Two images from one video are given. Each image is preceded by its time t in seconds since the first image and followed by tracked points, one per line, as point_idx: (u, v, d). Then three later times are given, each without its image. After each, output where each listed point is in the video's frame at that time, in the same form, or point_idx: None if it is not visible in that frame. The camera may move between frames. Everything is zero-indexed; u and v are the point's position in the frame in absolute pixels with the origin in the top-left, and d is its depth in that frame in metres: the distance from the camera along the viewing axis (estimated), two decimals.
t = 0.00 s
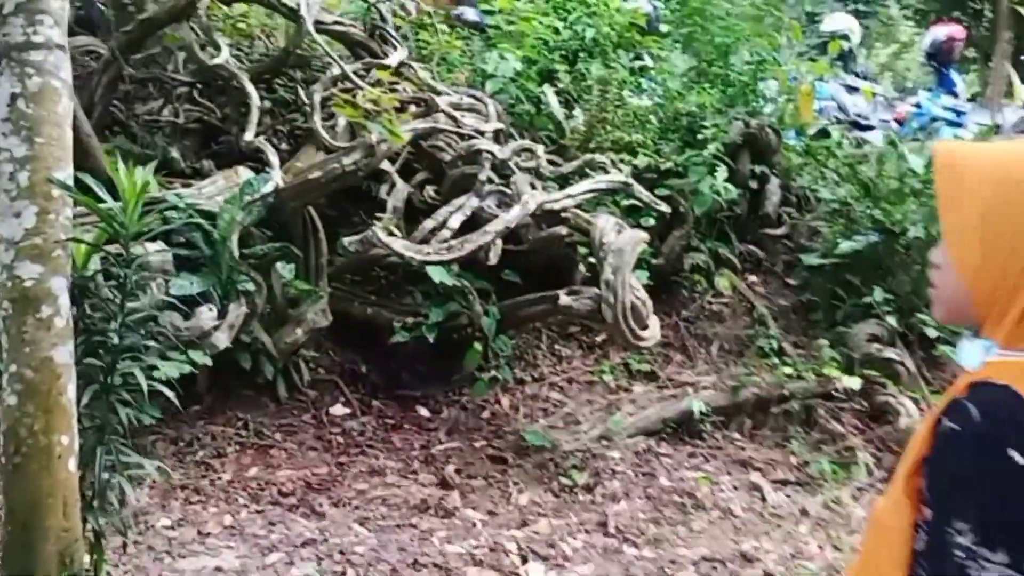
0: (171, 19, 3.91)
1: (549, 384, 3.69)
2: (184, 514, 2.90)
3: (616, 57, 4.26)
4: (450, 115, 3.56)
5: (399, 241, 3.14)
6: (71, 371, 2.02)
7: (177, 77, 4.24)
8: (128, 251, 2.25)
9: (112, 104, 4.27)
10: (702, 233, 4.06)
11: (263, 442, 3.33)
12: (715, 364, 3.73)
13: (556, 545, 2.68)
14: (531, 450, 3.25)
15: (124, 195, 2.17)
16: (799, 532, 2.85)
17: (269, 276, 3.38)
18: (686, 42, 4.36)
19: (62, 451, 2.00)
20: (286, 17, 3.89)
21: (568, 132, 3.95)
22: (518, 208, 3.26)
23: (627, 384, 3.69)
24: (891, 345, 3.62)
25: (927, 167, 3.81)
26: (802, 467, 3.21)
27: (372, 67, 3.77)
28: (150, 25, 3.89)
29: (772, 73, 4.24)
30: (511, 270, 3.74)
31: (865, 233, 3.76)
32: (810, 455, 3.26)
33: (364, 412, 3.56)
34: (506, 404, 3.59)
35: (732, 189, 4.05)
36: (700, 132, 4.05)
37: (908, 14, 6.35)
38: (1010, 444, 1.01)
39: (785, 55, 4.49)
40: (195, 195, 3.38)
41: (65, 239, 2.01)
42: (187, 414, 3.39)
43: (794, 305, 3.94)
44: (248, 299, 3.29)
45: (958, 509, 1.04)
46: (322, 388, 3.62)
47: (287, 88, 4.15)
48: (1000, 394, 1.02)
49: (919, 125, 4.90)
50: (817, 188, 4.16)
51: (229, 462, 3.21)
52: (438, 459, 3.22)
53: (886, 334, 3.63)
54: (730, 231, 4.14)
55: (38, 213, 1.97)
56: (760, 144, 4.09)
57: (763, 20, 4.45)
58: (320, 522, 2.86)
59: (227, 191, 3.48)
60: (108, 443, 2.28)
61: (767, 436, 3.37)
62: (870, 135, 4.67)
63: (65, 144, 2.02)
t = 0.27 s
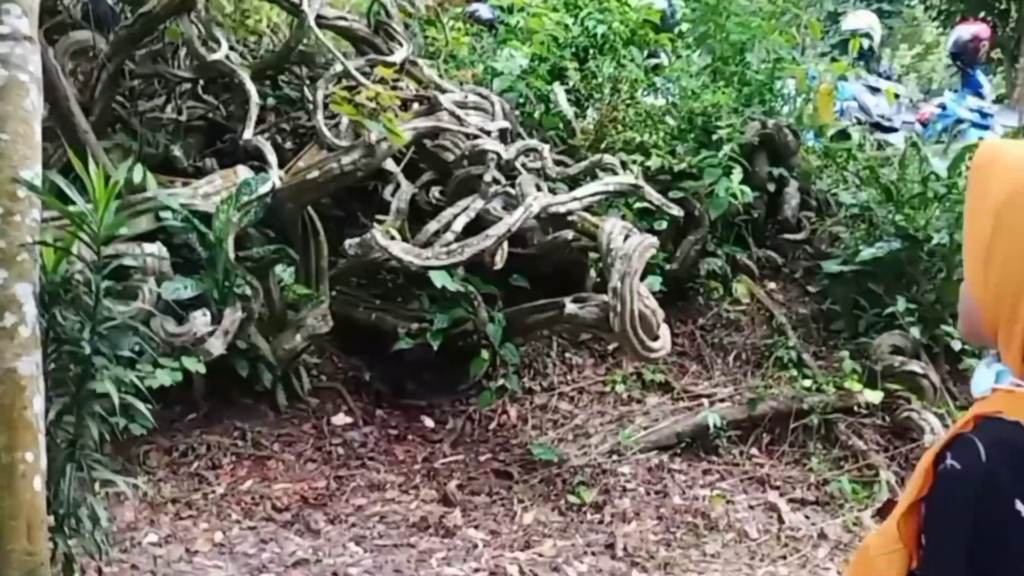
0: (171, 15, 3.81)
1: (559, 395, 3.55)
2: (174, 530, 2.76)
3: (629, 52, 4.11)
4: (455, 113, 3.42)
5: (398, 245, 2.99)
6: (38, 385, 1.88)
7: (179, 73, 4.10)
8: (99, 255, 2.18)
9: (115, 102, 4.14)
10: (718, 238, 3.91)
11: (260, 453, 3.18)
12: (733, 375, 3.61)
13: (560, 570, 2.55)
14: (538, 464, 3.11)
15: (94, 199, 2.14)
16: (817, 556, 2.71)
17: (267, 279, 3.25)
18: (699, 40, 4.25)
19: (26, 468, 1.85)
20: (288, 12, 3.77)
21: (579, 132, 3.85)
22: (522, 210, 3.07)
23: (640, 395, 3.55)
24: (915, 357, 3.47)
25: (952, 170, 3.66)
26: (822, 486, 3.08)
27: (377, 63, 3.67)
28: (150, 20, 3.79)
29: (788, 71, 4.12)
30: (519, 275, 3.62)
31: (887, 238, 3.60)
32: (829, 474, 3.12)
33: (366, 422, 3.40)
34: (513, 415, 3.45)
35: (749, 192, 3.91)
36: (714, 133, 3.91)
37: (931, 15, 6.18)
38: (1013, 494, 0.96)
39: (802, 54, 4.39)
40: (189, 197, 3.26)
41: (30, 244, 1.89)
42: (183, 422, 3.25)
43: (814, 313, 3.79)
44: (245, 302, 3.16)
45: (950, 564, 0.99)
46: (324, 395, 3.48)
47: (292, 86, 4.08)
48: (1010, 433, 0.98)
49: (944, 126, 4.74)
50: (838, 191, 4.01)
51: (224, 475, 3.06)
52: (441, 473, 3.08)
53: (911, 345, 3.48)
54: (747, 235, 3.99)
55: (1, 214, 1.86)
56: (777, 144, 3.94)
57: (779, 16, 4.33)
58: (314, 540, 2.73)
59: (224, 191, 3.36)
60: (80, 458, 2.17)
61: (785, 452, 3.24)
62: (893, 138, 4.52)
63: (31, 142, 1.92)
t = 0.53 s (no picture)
0: (173, 14, 3.70)
1: (571, 409, 3.41)
2: (164, 551, 2.63)
3: (648, 53, 4.04)
4: (462, 115, 3.27)
5: (399, 254, 2.82)
6: (9, 403, 1.76)
7: (183, 73, 3.98)
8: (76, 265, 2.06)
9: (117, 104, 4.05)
10: (739, 246, 3.77)
11: (258, 469, 3.05)
12: (753, 390, 3.46)
13: None
14: (547, 484, 2.97)
15: (70, 205, 2.02)
16: None
17: (267, 288, 3.13)
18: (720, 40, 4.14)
19: None
20: (294, 10, 3.65)
21: (590, 135, 3.71)
22: (530, 218, 2.89)
23: (656, 412, 3.40)
24: (945, 372, 3.31)
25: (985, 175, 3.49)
26: (847, 508, 2.93)
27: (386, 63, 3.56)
28: (153, 20, 3.69)
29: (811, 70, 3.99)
30: (531, 284, 3.49)
31: (915, 247, 3.44)
32: (853, 496, 2.97)
33: (370, 437, 3.27)
34: (524, 430, 3.31)
35: (772, 199, 3.75)
36: (734, 137, 3.76)
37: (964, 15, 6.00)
38: (992, 565, 0.81)
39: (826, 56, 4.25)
40: (185, 202, 3.13)
41: None
42: (181, 436, 3.13)
43: (840, 324, 3.64)
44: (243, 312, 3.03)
45: None
46: (327, 409, 3.36)
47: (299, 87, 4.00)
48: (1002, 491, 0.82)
49: (976, 129, 4.57)
50: (865, 197, 3.85)
51: (220, 492, 2.94)
52: (445, 492, 2.95)
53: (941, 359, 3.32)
54: (770, 243, 3.83)
55: None
56: (801, 148, 3.76)
57: (803, 14, 4.26)
58: (309, 563, 2.60)
59: (224, 196, 3.24)
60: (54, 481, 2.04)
61: (807, 472, 3.09)
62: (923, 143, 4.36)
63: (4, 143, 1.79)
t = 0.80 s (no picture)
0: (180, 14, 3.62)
1: (584, 425, 3.30)
2: (154, 573, 2.53)
3: (671, 53, 3.94)
4: (471, 120, 3.15)
5: (403, 264, 2.69)
6: None
7: (190, 74, 3.89)
8: (47, 283, 2.00)
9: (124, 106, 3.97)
10: (762, 255, 3.64)
11: (258, 485, 2.95)
12: (773, 406, 3.34)
13: None
14: (556, 504, 2.85)
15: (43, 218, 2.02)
16: None
17: (268, 298, 3.02)
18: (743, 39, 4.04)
19: None
20: (302, 10, 3.56)
21: (606, 139, 3.57)
22: (540, 225, 2.75)
23: (673, 428, 3.29)
24: (974, 389, 3.17)
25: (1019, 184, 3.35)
26: (869, 533, 2.80)
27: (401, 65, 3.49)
28: (159, 20, 3.61)
29: (836, 73, 3.86)
30: (544, 294, 3.37)
31: (945, 258, 3.30)
32: (877, 521, 2.84)
33: (375, 452, 3.16)
34: (534, 446, 3.20)
35: (795, 206, 3.61)
36: (756, 142, 3.62)
37: (999, 17, 5.83)
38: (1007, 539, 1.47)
39: (855, 58, 4.11)
40: (186, 208, 3.03)
41: None
42: (179, 450, 3.04)
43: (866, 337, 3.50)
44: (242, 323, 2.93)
45: None
46: (332, 422, 3.26)
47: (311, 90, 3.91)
48: None
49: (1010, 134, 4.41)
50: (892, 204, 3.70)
51: (216, 509, 2.84)
52: (450, 512, 2.84)
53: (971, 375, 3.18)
54: (794, 252, 3.70)
55: None
56: (827, 155, 3.62)
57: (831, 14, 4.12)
58: None
59: (226, 202, 3.14)
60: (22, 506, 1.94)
61: (829, 493, 2.97)
62: (954, 150, 4.21)
63: None
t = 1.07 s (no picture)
0: (185, 15, 3.54)
1: (596, 441, 3.18)
2: None
3: (690, 55, 3.82)
4: (480, 124, 3.03)
5: (404, 273, 2.57)
6: None
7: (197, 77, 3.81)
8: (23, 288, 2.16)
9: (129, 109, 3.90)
10: (783, 265, 3.51)
11: (255, 502, 2.85)
12: (794, 422, 3.21)
13: None
14: (564, 525, 2.73)
15: (15, 226, 2.11)
16: None
17: (268, 307, 2.93)
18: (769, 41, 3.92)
19: None
20: (309, 10, 3.46)
21: (620, 143, 3.46)
22: (547, 234, 2.63)
23: (689, 443, 3.17)
24: (1004, 407, 3.03)
25: None
26: (892, 558, 2.67)
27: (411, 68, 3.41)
28: (164, 21, 3.52)
29: (861, 76, 3.73)
30: (557, 304, 3.27)
31: (974, 269, 3.16)
32: (900, 545, 2.71)
33: (378, 468, 3.07)
34: (544, 462, 3.09)
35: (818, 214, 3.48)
36: (778, 147, 3.49)
37: None
38: None
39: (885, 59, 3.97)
40: (184, 214, 2.93)
41: None
42: (176, 464, 2.94)
43: (891, 351, 3.37)
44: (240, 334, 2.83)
45: None
46: (335, 436, 3.16)
47: (319, 92, 3.85)
48: None
49: None
50: (918, 212, 3.56)
51: (211, 527, 2.74)
52: (453, 532, 2.73)
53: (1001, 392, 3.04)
54: (817, 262, 3.57)
55: None
56: (853, 161, 3.48)
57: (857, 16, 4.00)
58: None
59: (226, 208, 3.05)
60: None
61: (850, 515, 2.84)
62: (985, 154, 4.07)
63: None
